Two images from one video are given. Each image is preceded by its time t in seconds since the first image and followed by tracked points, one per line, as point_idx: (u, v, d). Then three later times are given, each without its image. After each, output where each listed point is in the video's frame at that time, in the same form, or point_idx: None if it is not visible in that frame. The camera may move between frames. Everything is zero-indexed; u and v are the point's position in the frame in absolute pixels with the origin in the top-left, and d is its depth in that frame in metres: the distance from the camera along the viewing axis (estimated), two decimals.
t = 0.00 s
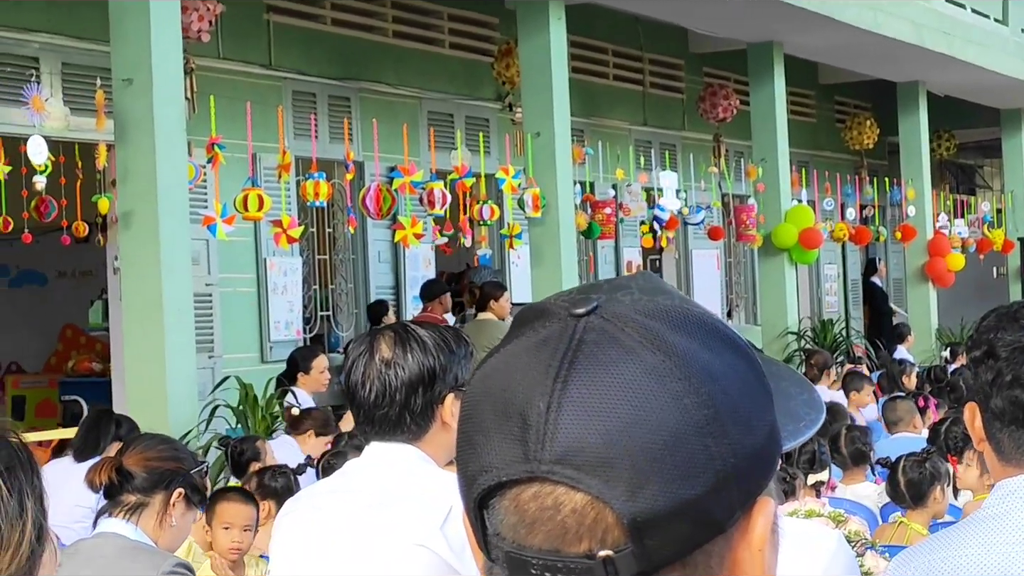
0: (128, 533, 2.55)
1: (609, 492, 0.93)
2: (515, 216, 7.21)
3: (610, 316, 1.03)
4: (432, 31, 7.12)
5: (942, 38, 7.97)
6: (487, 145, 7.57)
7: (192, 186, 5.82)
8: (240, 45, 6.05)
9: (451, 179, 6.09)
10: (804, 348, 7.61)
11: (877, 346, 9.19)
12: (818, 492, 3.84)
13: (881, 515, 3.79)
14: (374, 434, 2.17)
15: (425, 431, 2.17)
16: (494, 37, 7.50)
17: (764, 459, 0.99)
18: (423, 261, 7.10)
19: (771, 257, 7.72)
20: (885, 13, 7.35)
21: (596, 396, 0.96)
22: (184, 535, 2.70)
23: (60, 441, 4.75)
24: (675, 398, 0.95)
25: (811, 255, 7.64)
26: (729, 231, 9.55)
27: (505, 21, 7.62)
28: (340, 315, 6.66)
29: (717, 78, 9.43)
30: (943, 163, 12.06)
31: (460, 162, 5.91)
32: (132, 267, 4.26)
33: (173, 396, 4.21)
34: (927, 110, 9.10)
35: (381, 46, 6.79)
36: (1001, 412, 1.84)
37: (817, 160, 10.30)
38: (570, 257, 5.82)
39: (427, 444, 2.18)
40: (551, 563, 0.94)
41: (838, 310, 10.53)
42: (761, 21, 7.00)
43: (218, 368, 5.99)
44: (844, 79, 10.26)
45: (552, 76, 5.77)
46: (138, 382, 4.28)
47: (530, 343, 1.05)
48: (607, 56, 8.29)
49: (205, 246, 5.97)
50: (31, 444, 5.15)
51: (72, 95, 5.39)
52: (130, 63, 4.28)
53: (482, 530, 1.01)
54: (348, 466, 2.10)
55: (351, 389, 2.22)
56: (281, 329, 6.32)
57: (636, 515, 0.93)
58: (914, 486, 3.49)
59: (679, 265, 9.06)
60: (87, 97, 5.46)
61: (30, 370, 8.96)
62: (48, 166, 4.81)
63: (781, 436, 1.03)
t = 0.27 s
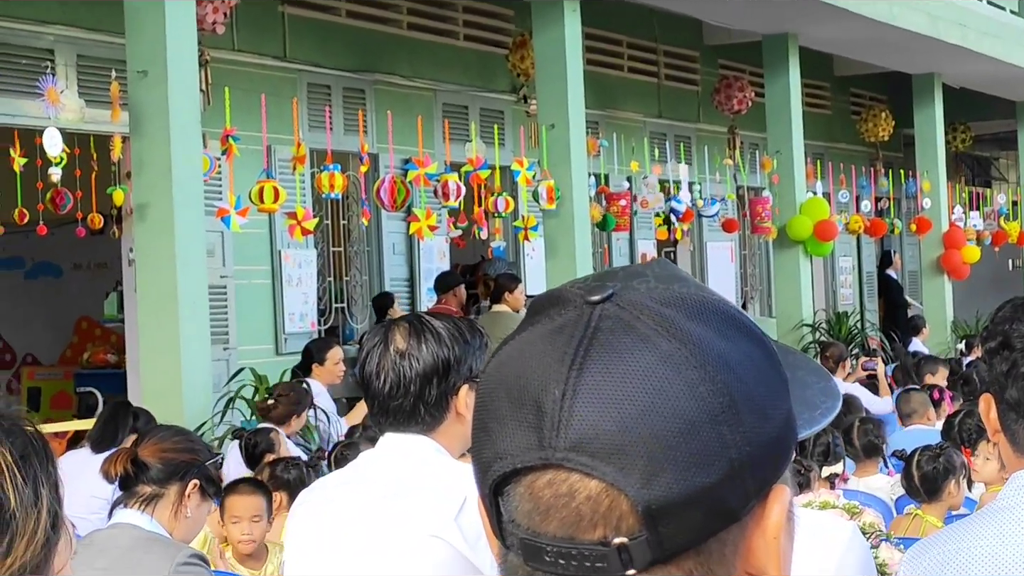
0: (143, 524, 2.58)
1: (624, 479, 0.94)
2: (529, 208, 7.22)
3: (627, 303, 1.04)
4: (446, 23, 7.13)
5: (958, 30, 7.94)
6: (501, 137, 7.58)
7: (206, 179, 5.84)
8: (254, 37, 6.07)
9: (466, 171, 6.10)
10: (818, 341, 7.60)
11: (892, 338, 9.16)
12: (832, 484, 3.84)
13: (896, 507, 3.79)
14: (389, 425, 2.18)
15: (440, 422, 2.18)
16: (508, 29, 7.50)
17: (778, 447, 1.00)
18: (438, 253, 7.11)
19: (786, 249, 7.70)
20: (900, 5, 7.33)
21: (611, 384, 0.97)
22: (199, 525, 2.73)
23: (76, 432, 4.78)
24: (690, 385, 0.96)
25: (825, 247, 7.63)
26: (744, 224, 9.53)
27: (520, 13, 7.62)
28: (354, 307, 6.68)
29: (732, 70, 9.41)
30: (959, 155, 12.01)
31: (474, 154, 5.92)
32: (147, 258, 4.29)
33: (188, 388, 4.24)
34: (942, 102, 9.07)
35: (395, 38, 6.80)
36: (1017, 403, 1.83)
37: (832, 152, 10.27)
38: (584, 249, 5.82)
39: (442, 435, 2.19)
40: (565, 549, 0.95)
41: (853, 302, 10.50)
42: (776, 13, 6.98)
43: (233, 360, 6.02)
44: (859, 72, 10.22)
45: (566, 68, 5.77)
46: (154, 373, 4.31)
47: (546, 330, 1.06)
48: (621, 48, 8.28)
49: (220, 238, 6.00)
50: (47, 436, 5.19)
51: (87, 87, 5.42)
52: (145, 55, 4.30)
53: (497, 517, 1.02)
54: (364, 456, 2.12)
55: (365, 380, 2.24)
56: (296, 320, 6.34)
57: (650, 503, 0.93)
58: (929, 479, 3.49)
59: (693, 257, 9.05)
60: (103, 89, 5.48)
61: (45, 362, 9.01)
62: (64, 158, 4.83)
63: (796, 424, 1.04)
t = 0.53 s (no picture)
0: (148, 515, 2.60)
1: (633, 468, 0.95)
2: (535, 201, 7.22)
3: (637, 294, 1.05)
4: (452, 15, 7.13)
5: (964, 23, 7.93)
6: (507, 129, 7.58)
7: (212, 170, 5.85)
8: (259, 30, 6.08)
9: (472, 163, 6.10)
10: (824, 334, 7.61)
11: (897, 331, 9.16)
12: (837, 476, 3.85)
13: (900, 499, 3.80)
14: (393, 416, 2.20)
15: (445, 414, 2.20)
16: (514, 21, 7.50)
17: (788, 438, 1.01)
18: (443, 245, 7.12)
19: (791, 242, 7.70)
20: None
21: (621, 374, 0.98)
22: (204, 517, 2.74)
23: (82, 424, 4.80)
24: (700, 375, 0.97)
25: (831, 240, 7.62)
26: (749, 216, 9.53)
27: (526, 5, 7.62)
28: (359, 299, 6.69)
29: (738, 63, 9.40)
30: (965, 148, 12.00)
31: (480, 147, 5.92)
32: (153, 250, 4.30)
33: (193, 380, 4.25)
34: (948, 95, 9.06)
35: (401, 30, 6.81)
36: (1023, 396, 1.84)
37: (838, 145, 10.27)
38: (590, 242, 5.83)
39: (447, 427, 2.21)
40: (573, 538, 0.96)
41: (858, 295, 10.50)
42: (782, 6, 6.98)
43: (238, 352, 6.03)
44: (865, 64, 10.21)
45: (572, 61, 5.77)
46: (159, 364, 4.32)
47: (557, 320, 1.07)
48: (628, 40, 8.27)
49: (225, 230, 6.01)
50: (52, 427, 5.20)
51: (93, 78, 5.43)
52: (151, 47, 4.31)
53: (507, 505, 1.03)
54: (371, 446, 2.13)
55: (370, 372, 2.25)
56: (301, 313, 6.35)
57: (659, 491, 0.94)
58: (933, 473, 3.50)
59: (699, 249, 9.05)
60: (109, 81, 5.49)
61: (51, 353, 9.03)
62: (70, 150, 4.84)
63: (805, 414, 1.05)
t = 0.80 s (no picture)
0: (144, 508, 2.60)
1: (636, 460, 0.96)
2: (531, 195, 7.23)
3: (642, 287, 1.06)
4: (449, 9, 7.13)
5: (961, 18, 7.94)
6: (504, 123, 7.58)
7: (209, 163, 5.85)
8: (256, 23, 6.08)
9: (469, 157, 6.10)
10: (820, 328, 7.62)
11: (894, 326, 9.18)
12: (833, 471, 3.86)
13: (896, 494, 3.81)
14: (390, 410, 2.20)
15: (441, 407, 2.20)
16: (511, 15, 7.50)
17: (791, 433, 1.01)
18: (440, 239, 7.13)
19: (788, 237, 7.71)
20: None
21: (625, 367, 0.99)
22: (200, 511, 2.75)
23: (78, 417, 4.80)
24: (703, 369, 0.98)
25: (828, 234, 7.64)
26: (746, 211, 9.55)
27: None
28: (356, 293, 6.69)
29: (735, 57, 9.41)
30: (961, 144, 12.02)
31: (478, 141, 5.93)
32: (150, 243, 4.30)
33: (190, 373, 4.26)
34: (945, 90, 9.06)
35: (398, 23, 6.81)
36: (1020, 391, 1.84)
37: (834, 140, 10.28)
38: (586, 235, 5.83)
39: (443, 421, 2.22)
40: (576, 530, 0.97)
41: (854, 290, 10.51)
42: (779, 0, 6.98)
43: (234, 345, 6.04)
44: (862, 59, 10.22)
45: (569, 56, 5.77)
46: (155, 357, 4.32)
47: (561, 313, 1.08)
48: (625, 35, 8.28)
49: (222, 223, 6.01)
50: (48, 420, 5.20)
51: (89, 71, 5.43)
52: (148, 40, 4.31)
53: (510, 497, 1.04)
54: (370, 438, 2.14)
55: (368, 365, 2.26)
56: (298, 306, 6.36)
57: (662, 484, 0.95)
58: (929, 468, 3.52)
59: (695, 243, 9.06)
60: (105, 73, 5.49)
61: (47, 347, 9.02)
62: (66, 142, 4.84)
63: (808, 410, 1.06)
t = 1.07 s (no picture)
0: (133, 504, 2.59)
1: (628, 456, 0.96)
2: (521, 190, 7.22)
3: (636, 283, 1.06)
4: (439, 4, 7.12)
5: (950, 15, 7.96)
6: (494, 119, 7.57)
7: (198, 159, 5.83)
8: (245, 18, 6.06)
9: (458, 153, 6.10)
10: (809, 325, 7.64)
11: (882, 323, 9.20)
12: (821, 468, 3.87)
13: (885, 491, 3.82)
14: (379, 406, 2.21)
15: (430, 404, 2.21)
16: (500, 11, 7.49)
17: (782, 431, 1.02)
18: (429, 235, 7.12)
19: (778, 234, 7.72)
20: None
21: (617, 362, 0.99)
22: (190, 506, 2.74)
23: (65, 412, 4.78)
24: (696, 365, 0.98)
25: (817, 231, 7.65)
26: (735, 207, 9.56)
27: None
28: (345, 288, 6.68)
29: (725, 54, 9.42)
30: (950, 141, 12.05)
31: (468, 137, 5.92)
32: (138, 239, 4.29)
33: (179, 368, 4.25)
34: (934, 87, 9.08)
35: (388, 19, 6.79)
36: (1009, 387, 1.85)
37: (824, 137, 10.30)
38: (576, 232, 5.83)
39: (432, 417, 2.22)
40: (567, 525, 0.97)
41: (843, 287, 10.54)
42: None
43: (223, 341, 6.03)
44: (852, 56, 10.24)
45: (559, 51, 5.77)
46: (144, 353, 4.31)
47: (555, 308, 1.08)
48: (615, 31, 8.28)
49: (211, 218, 6.00)
50: (36, 415, 5.19)
51: (78, 66, 5.40)
52: (138, 34, 4.29)
53: (501, 492, 1.04)
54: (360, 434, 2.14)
55: (357, 361, 2.26)
56: (287, 302, 6.35)
57: (653, 479, 0.95)
58: (919, 465, 3.53)
59: (684, 239, 9.06)
60: (94, 68, 5.47)
61: (35, 342, 8.99)
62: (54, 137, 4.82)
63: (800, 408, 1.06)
